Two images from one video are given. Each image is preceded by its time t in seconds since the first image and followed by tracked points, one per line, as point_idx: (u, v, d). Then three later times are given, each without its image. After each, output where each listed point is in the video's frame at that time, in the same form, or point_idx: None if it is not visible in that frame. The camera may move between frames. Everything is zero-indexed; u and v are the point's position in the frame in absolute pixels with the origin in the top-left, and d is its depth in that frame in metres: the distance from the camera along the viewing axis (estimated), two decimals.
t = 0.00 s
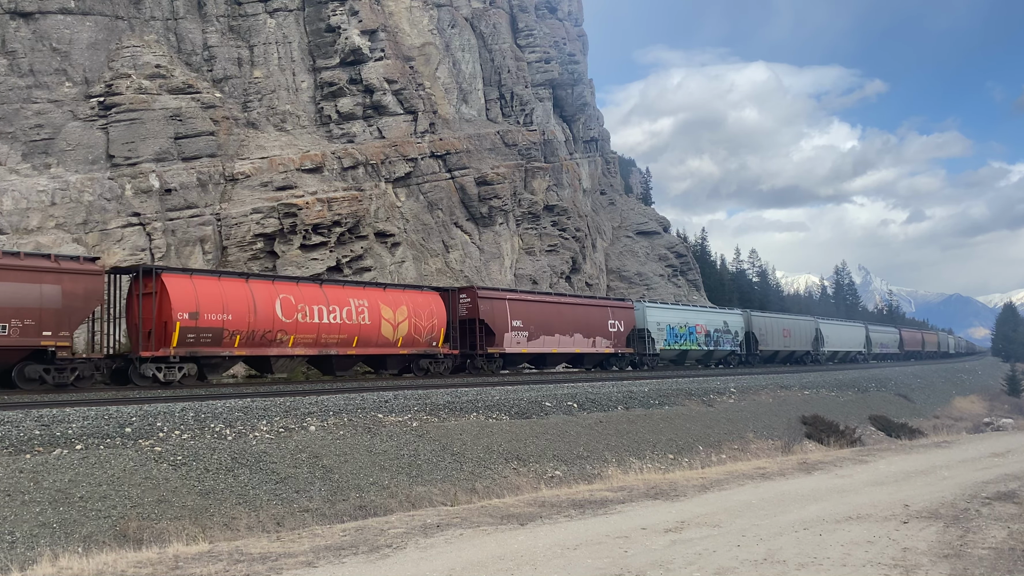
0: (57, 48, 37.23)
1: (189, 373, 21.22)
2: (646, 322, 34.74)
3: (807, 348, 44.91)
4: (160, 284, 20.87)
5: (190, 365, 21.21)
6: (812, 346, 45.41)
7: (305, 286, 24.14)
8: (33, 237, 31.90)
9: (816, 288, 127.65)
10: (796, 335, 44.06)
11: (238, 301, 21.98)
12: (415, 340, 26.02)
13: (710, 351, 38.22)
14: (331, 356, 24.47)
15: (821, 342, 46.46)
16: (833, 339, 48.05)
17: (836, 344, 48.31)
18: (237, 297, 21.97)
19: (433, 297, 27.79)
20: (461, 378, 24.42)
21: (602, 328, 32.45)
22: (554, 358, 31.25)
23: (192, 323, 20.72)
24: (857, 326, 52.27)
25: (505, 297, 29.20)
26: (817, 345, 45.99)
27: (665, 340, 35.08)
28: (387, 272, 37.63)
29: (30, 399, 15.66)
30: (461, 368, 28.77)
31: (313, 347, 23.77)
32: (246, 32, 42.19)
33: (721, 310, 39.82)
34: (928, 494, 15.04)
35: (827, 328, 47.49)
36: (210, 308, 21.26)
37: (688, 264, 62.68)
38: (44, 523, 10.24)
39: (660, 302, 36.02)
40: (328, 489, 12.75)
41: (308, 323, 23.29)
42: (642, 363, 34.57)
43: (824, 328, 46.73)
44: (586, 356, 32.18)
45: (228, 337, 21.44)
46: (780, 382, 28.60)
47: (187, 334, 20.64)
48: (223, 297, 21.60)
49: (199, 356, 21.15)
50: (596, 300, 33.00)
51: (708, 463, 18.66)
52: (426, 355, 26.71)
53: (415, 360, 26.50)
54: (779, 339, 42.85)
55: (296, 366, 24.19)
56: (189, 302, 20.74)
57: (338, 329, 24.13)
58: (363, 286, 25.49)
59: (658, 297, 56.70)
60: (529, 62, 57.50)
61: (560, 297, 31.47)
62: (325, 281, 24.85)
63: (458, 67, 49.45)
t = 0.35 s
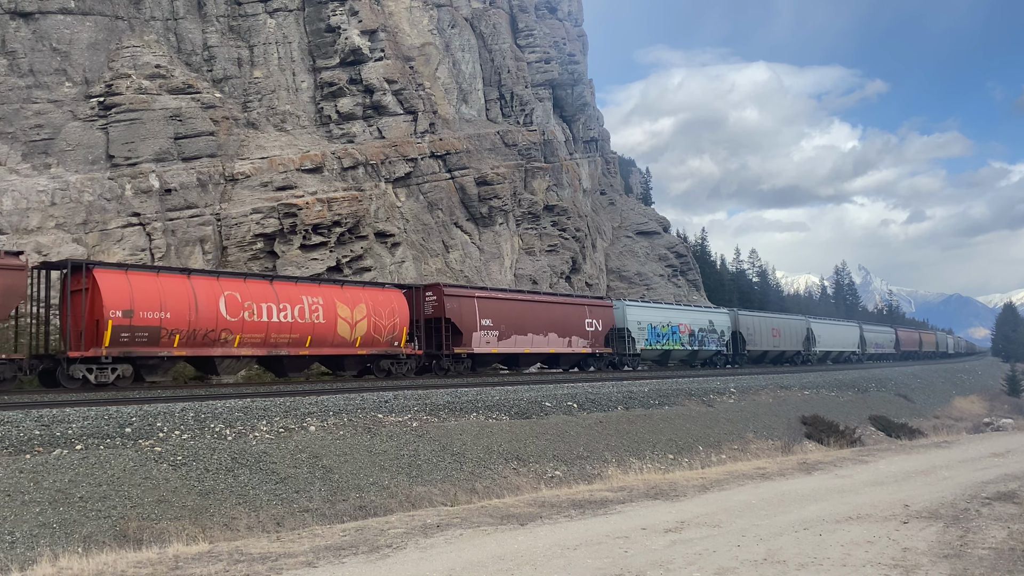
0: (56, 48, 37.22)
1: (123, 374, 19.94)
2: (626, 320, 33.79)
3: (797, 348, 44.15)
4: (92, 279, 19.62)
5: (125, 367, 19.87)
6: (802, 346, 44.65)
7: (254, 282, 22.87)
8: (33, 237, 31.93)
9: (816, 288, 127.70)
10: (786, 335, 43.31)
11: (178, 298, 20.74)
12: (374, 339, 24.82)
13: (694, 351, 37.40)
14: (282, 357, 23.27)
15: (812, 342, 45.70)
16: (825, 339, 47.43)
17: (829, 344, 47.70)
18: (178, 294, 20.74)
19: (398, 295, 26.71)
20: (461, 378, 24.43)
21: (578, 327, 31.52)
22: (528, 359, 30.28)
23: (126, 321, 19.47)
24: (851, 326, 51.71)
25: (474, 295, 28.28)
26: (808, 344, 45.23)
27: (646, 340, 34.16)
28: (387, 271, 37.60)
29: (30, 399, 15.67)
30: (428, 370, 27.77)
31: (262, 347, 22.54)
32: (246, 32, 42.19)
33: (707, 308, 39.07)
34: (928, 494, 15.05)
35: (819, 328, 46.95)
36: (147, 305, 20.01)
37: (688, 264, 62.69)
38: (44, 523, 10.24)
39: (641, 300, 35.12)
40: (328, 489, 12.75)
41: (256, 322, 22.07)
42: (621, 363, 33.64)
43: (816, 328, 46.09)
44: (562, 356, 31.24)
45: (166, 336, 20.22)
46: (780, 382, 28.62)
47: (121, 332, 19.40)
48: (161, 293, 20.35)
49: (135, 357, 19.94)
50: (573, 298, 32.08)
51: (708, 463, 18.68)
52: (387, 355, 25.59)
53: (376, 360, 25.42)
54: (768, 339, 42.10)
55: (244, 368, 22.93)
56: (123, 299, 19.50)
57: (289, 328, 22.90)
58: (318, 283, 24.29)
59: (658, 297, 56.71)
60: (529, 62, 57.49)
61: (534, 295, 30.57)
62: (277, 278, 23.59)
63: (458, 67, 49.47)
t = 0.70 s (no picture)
0: (56, 48, 37.21)
1: (51, 376, 18.56)
2: (604, 319, 32.93)
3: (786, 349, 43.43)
4: (15, 274, 18.23)
5: (53, 368, 18.50)
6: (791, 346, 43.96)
7: (196, 278, 21.60)
8: (33, 237, 31.97)
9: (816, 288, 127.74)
10: (774, 334, 42.64)
11: (111, 295, 19.46)
12: (328, 339, 23.73)
13: (677, 351, 36.65)
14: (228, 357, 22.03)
15: (801, 341, 44.99)
16: (816, 338, 46.77)
17: (821, 343, 46.99)
18: (111, 291, 19.42)
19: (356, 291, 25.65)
20: (461, 378, 24.38)
21: (552, 326, 30.59)
22: (498, 359, 29.25)
23: (52, 320, 18.19)
24: (845, 324, 51.10)
25: (440, 292, 27.25)
26: (796, 344, 44.55)
27: (626, 339, 33.29)
28: (387, 272, 37.56)
29: (29, 399, 15.66)
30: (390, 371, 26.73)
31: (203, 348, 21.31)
32: (246, 32, 42.19)
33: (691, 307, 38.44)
34: (928, 494, 15.04)
35: (810, 327, 46.33)
36: (77, 303, 18.70)
37: (688, 264, 62.66)
38: (44, 523, 10.24)
39: (619, 298, 34.28)
40: (328, 489, 12.75)
41: (198, 320, 20.82)
42: (598, 364, 32.73)
43: (807, 327, 45.48)
44: (536, 357, 30.25)
45: (98, 336, 18.94)
46: (780, 383, 28.59)
47: (46, 332, 18.12)
48: (92, 289, 19.06)
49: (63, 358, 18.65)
50: (547, 296, 31.15)
51: (708, 463, 18.66)
52: (344, 356, 24.54)
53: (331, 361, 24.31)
54: (756, 338, 41.41)
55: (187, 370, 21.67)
56: (49, 295, 18.20)
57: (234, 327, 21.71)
58: (268, 279, 23.08)
59: (658, 297, 56.71)
60: (529, 62, 57.48)
61: (505, 293, 29.60)
62: (223, 274, 22.35)
63: (458, 67, 49.47)
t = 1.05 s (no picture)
0: (57, 48, 37.21)
1: None
2: (581, 318, 32.13)
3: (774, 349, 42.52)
4: None
5: None
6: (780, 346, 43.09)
7: (133, 274, 20.16)
8: (33, 237, 31.99)
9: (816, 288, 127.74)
10: (763, 333, 41.75)
11: (35, 291, 18.05)
12: (277, 339, 22.44)
13: (659, 351, 35.87)
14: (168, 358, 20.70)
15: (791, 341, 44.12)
16: (807, 337, 45.81)
17: (813, 343, 45.98)
18: (36, 287, 18.02)
19: (311, 288, 24.27)
20: (461, 379, 24.36)
21: (524, 326, 29.65)
22: (467, 359, 28.16)
23: None
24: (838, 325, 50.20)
25: (403, 290, 26.00)
26: (785, 344, 43.70)
27: (604, 339, 32.59)
28: (387, 272, 37.54)
29: (29, 399, 15.66)
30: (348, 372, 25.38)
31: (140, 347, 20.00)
32: (246, 32, 42.19)
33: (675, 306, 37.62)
34: (928, 494, 15.04)
35: (801, 326, 45.39)
36: None
37: (688, 264, 62.64)
38: (44, 523, 10.23)
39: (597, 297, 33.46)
40: (328, 489, 12.74)
41: (132, 319, 19.46)
42: (573, 364, 31.99)
43: (797, 326, 44.54)
44: (506, 356, 29.20)
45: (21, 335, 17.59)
46: (780, 383, 28.59)
47: None
48: (14, 286, 17.66)
49: None
50: (519, 294, 30.15)
51: (708, 463, 18.66)
52: (296, 356, 23.22)
53: (282, 362, 23.04)
54: (744, 338, 40.50)
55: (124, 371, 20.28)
56: None
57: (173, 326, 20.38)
58: (213, 276, 21.71)
59: (658, 297, 56.72)
60: (529, 62, 57.48)
61: (473, 290, 28.46)
62: (163, 269, 20.93)
63: (458, 67, 49.46)
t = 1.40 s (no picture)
0: (57, 48, 37.21)
1: None
2: (556, 317, 30.83)
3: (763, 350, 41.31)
4: None
5: None
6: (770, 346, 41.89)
7: (61, 269, 18.86)
8: (33, 237, 32.00)
9: (816, 288, 127.75)
10: (751, 333, 40.53)
11: None
12: (220, 339, 21.33)
13: (640, 351, 34.54)
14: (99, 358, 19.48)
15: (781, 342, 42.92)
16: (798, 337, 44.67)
17: (804, 343, 44.89)
18: None
19: (259, 285, 23.10)
20: (461, 379, 24.38)
21: (495, 325, 28.51)
22: (432, 359, 26.99)
23: None
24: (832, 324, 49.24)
25: (361, 287, 24.90)
26: (776, 344, 42.58)
27: (581, 339, 31.31)
28: (387, 272, 37.52)
29: (29, 399, 15.66)
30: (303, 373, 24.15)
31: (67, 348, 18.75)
32: (246, 32, 42.20)
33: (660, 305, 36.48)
34: (928, 494, 15.04)
35: (791, 325, 44.19)
36: None
37: (688, 264, 62.64)
38: (44, 523, 10.24)
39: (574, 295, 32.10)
40: (328, 489, 12.74)
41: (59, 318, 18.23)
42: (547, 364, 30.71)
43: (787, 325, 43.43)
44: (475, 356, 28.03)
45: None
46: (780, 383, 28.59)
47: None
48: None
49: None
50: (490, 292, 28.99)
51: (708, 463, 18.66)
52: (242, 356, 22.14)
53: (228, 363, 22.01)
54: (731, 338, 39.28)
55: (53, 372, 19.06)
56: None
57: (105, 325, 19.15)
58: (150, 272, 20.49)
59: (658, 297, 56.72)
60: (529, 62, 57.49)
61: (438, 288, 27.33)
62: (94, 264, 19.65)
63: (458, 67, 49.47)
